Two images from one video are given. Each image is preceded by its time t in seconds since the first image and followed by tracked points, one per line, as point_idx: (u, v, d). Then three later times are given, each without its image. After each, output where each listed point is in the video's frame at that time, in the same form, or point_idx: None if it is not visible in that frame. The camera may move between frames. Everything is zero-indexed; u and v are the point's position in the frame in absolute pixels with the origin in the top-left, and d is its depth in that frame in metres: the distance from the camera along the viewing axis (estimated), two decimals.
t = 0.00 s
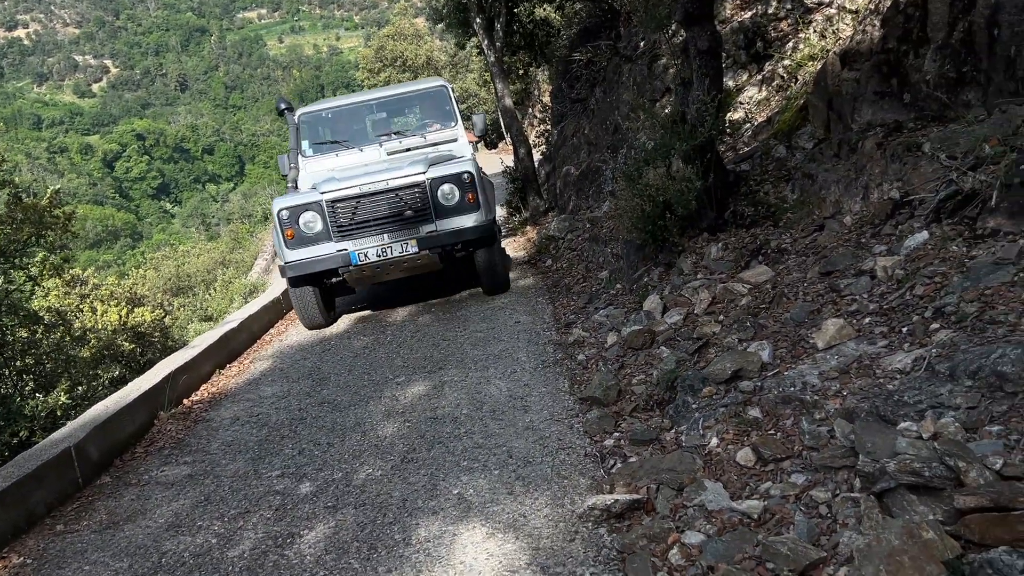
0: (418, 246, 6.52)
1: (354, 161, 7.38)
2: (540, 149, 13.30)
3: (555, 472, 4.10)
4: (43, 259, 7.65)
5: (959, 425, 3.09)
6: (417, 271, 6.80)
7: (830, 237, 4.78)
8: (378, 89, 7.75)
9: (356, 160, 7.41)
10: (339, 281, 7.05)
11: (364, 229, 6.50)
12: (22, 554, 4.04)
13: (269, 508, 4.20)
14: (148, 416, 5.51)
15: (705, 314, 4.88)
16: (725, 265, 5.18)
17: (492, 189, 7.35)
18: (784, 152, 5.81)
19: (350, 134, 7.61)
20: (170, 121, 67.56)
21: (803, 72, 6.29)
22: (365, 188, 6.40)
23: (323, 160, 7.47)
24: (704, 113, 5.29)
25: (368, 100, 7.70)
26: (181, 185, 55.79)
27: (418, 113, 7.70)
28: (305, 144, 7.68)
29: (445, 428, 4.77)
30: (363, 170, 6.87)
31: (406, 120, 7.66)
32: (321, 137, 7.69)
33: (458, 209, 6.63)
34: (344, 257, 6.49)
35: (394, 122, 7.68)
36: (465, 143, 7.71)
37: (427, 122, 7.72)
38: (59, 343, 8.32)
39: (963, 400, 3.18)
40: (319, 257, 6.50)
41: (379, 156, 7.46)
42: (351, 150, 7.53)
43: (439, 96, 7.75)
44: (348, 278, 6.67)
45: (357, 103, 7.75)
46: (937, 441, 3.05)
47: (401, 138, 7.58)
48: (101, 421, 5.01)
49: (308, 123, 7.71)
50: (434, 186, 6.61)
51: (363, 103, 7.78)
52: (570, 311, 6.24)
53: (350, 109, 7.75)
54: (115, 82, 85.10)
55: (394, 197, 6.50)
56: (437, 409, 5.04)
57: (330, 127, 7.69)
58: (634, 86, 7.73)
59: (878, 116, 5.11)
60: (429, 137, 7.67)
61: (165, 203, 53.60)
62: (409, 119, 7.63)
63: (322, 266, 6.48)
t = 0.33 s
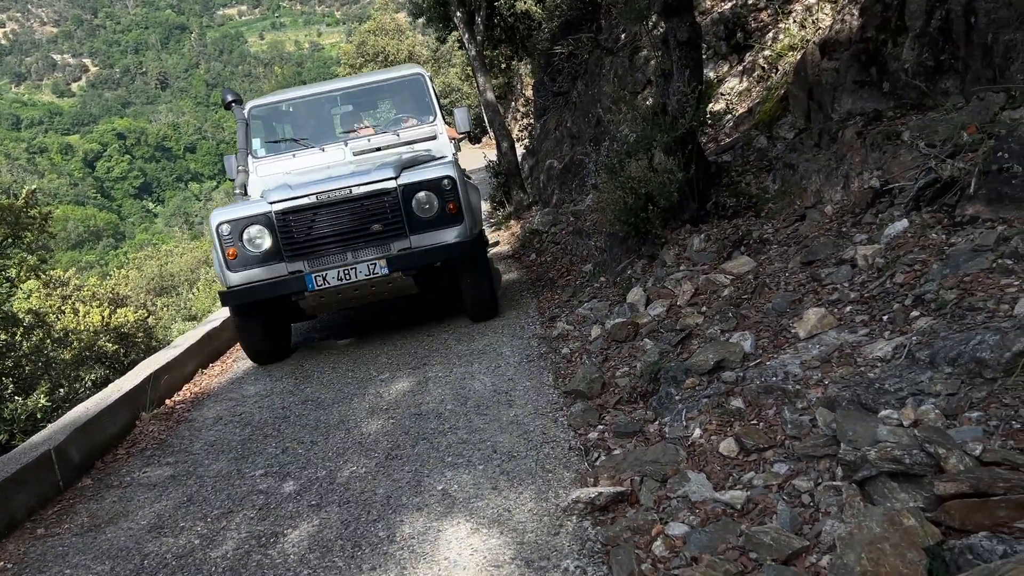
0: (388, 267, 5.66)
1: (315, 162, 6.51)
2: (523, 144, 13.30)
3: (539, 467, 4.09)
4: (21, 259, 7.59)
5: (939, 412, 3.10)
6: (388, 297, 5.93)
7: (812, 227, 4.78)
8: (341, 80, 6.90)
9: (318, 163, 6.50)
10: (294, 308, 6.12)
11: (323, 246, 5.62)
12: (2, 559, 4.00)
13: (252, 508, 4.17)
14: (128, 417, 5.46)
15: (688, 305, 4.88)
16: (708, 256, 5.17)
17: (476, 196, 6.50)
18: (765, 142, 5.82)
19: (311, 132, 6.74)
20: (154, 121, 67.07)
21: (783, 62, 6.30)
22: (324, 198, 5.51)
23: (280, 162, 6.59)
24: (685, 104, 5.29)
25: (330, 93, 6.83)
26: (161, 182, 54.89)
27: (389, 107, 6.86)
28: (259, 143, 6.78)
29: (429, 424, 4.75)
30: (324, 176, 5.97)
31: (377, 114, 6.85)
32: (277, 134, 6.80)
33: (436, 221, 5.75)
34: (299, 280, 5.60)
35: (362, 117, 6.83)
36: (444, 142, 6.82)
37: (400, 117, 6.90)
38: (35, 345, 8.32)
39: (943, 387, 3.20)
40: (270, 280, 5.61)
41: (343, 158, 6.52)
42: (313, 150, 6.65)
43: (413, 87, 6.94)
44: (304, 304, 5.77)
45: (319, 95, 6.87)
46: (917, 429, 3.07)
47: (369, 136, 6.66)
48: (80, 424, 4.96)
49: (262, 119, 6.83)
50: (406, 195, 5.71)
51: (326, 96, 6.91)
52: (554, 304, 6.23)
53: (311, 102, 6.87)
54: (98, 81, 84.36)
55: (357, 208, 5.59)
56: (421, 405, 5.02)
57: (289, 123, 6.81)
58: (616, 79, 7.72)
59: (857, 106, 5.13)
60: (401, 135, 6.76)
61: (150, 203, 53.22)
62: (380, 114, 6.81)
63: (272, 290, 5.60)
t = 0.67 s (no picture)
0: (354, 290, 4.74)
1: (271, 161, 5.51)
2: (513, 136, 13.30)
3: (532, 456, 4.07)
4: (7, 257, 7.56)
5: (931, 395, 3.09)
6: (359, 325, 5.02)
7: (803, 213, 4.77)
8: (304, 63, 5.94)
9: (274, 161, 5.50)
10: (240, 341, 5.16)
11: (271, 264, 4.71)
12: None
13: (244, 503, 4.14)
14: (118, 414, 5.43)
15: (679, 294, 4.86)
16: (699, 244, 5.16)
17: (464, 198, 5.56)
18: (755, 129, 5.80)
19: (269, 124, 5.76)
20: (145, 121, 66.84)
21: (772, 50, 6.29)
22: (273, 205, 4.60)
23: (232, 160, 5.61)
24: (674, 92, 5.28)
25: (290, 77, 5.86)
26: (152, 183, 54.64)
27: (360, 92, 5.87)
28: (206, 140, 5.77)
29: (421, 416, 4.73)
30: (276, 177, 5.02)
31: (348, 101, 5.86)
32: (230, 127, 5.82)
33: (411, 231, 4.82)
34: (241, 308, 4.68)
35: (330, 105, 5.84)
36: (424, 133, 5.83)
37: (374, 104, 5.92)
38: (24, 342, 8.28)
39: (935, 369, 3.19)
40: (207, 308, 4.69)
41: (304, 156, 5.54)
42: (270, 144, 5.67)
43: (387, 65, 5.96)
44: (250, 336, 4.85)
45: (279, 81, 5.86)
46: (909, 412, 3.06)
47: (335, 128, 5.69)
48: (69, 421, 4.91)
49: (212, 109, 5.85)
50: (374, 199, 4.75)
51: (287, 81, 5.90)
52: (546, 295, 6.21)
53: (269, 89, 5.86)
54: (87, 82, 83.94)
55: (312, 217, 4.67)
56: (414, 398, 5.00)
57: (242, 116, 5.81)
58: (605, 69, 7.70)
59: (846, 92, 5.13)
60: (374, 125, 5.77)
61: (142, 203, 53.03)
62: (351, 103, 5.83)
63: (210, 320, 4.67)
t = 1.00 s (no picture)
0: (306, 339, 3.62)
1: (215, 167, 4.50)
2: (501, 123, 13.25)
3: (530, 445, 4.04)
4: None
5: (931, 377, 3.10)
6: (316, 378, 3.95)
7: (796, 197, 4.76)
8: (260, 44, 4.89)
9: (218, 166, 4.50)
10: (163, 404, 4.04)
11: (199, 302, 3.61)
12: None
13: (240, 497, 4.07)
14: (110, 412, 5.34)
15: (673, 280, 4.83)
16: (692, 230, 5.12)
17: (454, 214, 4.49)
18: (746, 113, 5.77)
19: (213, 118, 4.70)
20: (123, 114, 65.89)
21: (761, 33, 6.26)
22: (198, 227, 3.52)
23: (169, 164, 4.57)
24: (665, 77, 5.23)
25: (243, 61, 4.79)
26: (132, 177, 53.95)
27: (327, 78, 4.82)
28: (136, 139, 4.70)
29: (418, 408, 4.69)
30: (210, 187, 3.92)
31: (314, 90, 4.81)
32: (168, 119, 4.74)
33: (381, 258, 3.70)
34: (158, 362, 3.58)
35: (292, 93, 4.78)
36: (403, 129, 4.83)
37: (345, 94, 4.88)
38: (9, 336, 8.18)
39: (934, 352, 3.20)
40: (116, 360, 3.61)
41: (256, 159, 4.53)
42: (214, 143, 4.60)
43: (363, 50, 4.91)
44: (174, 394, 3.77)
45: (229, 63, 4.79)
46: (910, 395, 3.06)
47: (296, 123, 4.67)
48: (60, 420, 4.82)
49: (145, 97, 4.78)
50: (332, 216, 3.62)
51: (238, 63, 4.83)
52: (538, 284, 6.17)
53: (217, 73, 4.77)
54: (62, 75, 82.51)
55: (251, 242, 3.57)
56: (410, 390, 4.96)
57: (183, 106, 4.74)
58: (594, 54, 7.65)
59: (837, 75, 5.11)
60: (342, 119, 4.74)
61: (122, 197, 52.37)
62: (318, 91, 4.78)
63: (120, 376, 3.58)
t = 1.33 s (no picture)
0: (165, 452, 2.35)
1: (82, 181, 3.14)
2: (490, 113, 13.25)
3: (497, 437, 4.01)
4: None
5: (895, 363, 3.02)
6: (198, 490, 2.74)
7: (772, 182, 4.67)
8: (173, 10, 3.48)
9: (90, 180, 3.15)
10: None
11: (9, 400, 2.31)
12: None
13: (210, 493, 4.09)
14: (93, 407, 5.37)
15: (649, 268, 4.77)
16: (669, 217, 5.06)
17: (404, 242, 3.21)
18: (726, 99, 5.68)
19: (96, 111, 3.30)
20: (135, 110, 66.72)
21: (741, 18, 6.16)
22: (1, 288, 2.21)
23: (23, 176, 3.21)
24: (640, 62, 5.14)
25: (143, 32, 3.37)
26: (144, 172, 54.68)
27: (258, 56, 3.41)
28: None
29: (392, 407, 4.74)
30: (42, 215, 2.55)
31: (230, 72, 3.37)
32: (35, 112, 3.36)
33: (284, 328, 2.41)
34: None
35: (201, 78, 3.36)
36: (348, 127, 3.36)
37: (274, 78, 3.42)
38: None
39: (899, 338, 3.12)
40: None
41: (139, 168, 3.15)
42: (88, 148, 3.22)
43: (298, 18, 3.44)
44: None
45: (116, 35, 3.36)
46: (872, 382, 2.99)
47: (202, 118, 3.27)
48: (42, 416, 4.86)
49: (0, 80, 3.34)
50: (209, 267, 2.32)
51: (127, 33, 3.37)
52: (517, 275, 6.13)
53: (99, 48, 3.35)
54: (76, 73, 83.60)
55: (81, 309, 2.26)
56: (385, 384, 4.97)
57: (51, 94, 3.34)
58: (577, 42, 7.58)
59: (815, 59, 5.02)
60: (263, 113, 3.33)
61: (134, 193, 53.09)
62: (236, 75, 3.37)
63: None
